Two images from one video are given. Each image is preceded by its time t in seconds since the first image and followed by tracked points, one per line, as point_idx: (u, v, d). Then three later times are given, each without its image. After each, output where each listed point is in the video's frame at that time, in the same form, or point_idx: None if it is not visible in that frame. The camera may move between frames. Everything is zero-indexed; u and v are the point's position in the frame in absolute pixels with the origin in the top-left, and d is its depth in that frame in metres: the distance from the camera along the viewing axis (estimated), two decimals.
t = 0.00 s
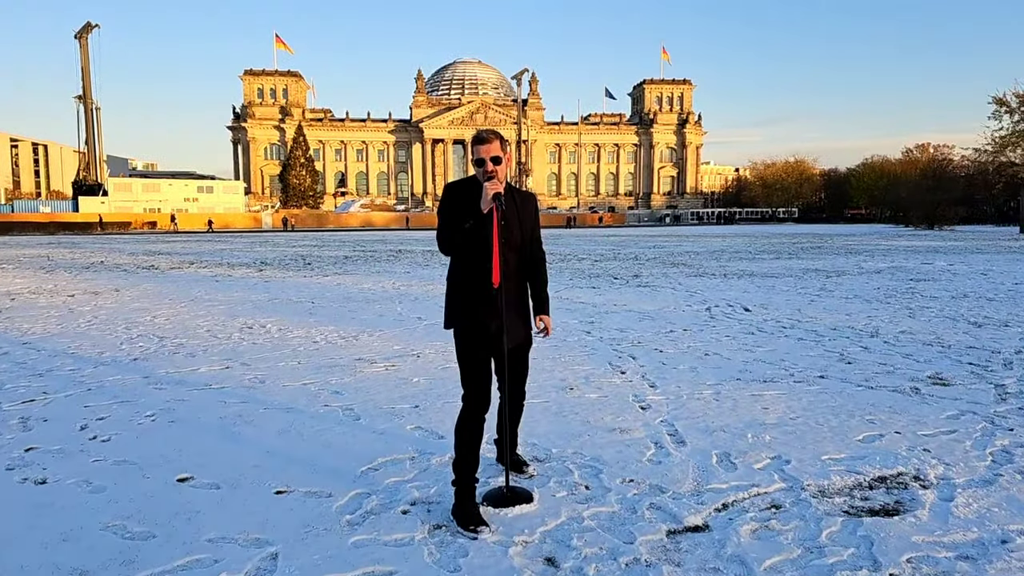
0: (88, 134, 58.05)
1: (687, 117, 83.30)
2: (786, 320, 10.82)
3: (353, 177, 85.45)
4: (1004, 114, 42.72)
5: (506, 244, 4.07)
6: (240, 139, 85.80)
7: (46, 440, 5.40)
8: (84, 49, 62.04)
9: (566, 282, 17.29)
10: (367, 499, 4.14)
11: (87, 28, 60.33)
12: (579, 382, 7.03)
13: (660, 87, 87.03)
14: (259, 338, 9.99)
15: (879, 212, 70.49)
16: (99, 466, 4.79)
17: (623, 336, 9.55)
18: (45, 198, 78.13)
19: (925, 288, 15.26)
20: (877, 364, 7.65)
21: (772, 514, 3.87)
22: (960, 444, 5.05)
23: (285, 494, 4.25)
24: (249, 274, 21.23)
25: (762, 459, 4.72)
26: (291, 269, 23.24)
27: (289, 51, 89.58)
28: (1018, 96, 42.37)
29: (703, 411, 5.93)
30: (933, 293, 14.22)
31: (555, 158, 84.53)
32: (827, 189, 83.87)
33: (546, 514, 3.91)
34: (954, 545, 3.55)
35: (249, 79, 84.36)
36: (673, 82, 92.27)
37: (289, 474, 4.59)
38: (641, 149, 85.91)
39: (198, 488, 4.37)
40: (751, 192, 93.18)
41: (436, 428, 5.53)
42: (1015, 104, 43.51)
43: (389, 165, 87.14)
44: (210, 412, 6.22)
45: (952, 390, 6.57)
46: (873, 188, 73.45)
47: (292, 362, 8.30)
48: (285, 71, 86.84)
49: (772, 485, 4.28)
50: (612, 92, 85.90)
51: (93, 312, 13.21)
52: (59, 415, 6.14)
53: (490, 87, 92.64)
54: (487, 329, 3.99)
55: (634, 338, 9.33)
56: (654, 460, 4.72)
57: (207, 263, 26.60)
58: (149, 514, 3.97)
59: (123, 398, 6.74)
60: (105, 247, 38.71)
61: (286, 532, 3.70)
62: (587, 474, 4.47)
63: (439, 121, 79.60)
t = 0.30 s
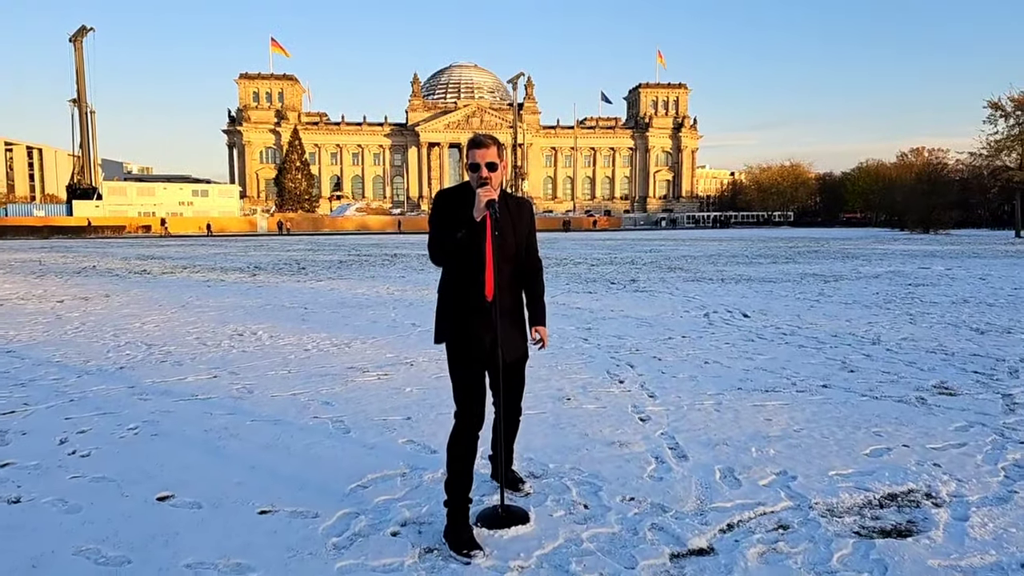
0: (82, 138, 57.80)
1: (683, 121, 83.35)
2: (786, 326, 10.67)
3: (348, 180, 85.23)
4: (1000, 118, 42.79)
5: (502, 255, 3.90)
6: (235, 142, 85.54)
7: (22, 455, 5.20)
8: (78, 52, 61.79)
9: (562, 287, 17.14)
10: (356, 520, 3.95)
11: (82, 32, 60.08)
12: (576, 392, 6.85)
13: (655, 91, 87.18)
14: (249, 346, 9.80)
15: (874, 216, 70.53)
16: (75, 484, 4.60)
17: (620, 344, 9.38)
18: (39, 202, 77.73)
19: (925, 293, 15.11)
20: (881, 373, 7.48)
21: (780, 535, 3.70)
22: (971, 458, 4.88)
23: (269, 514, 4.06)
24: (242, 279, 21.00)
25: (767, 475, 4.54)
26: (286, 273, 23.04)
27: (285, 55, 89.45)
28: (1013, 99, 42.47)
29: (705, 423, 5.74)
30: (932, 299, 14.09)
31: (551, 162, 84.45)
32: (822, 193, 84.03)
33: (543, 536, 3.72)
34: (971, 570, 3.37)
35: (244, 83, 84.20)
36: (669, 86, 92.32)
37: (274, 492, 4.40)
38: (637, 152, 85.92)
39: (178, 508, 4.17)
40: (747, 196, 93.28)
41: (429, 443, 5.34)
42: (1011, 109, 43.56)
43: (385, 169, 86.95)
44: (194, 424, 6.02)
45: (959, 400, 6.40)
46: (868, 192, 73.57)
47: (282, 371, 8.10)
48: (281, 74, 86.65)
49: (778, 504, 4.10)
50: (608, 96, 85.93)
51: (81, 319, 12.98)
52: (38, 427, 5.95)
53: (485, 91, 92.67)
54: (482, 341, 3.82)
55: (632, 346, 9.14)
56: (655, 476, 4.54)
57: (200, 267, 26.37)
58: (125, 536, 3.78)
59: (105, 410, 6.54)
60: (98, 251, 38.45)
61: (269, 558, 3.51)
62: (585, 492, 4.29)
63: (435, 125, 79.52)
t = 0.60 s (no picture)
0: (78, 140, 57.55)
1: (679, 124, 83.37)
2: (786, 329, 10.52)
3: (344, 183, 85.03)
4: (995, 121, 42.66)
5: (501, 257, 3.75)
6: (231, 145, 85.29)
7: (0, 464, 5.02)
8: (74, 55, 61.60)
9: (559, 289, 16.98)
10: (346, 533, 3.78)
11: (78, 34, 59.88)
12: (575, 397, 6.68)
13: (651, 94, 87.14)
14: (241, 349, 9.63)
15: (870, 219, 70.60)
16: (55, 495, 4.42)
17: (619, 347, 9.22)
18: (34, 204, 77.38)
19: (925, 295, 14.99)
20: (885, 377, 7.33)
21: (790, 550, 3.54)
22: (982, 466, 4.74)
23: (256, 527, 3.89)
24: (237, 281, 20.82)
25: (774, 484, 4.39)
26: (280, 276, 22.85)
27: (281, 57, 89.29)
28: (1008, 102, 42.31)
29: (708, 429, 5.58)
30: (933, 302, 13.95)
31: (547, 164, 84.40)
32: (818, 196, 84.03)
33: (542, 552, 3.55)
34: None
35: (240, 85, 83.97)
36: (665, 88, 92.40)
37: (261, 504, 4.22)
38: (633, 155, 85.93)
39: (162, 520, 4.00)
40: (743, 199, 93.20)
41: (423, 450, 5.17)
42: (1005, 112, 43.62)
43: (381, 171, 86.76)
44: (182, 431, 5.85)
45: (967, 406, 6.25)
46: (863, 195, 73.55)
47: (274, 376, 7.92)
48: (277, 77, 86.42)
49: (786, 516, 3.94)
50: (604, 99, 86.14)
51: (71, 322, 12.79)
52: (20, 433, 5.78)
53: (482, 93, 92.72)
54: (480, 346, 3.67)
55: (631, 349, 8.99)
56: (658, 486, 4.38)
57: (194, 269, 26.17)
58: (104, 552, 3.60)
59: (91, 417, 6.35)
60: (92, 254, 38.17)
61: None
62: (585, 503, 4.13)
63: (432, 127, 79.46)
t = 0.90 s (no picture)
0: (77, 148, 57.48)
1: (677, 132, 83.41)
2: (790, 340, 10.34)
3: (343, 191, 84.94)
4: (994, 129, 42.56)
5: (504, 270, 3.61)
6: (230, 153, 85.24)
7: None
8: (74, 63, 61.58)
9: (559, 298, 16.80)
10: (339, 557, 3.60)
11: (78, 42, 59.89)
12: (577, 410, 6.51)
13: (650, 102, 87.24)
14: (236, 360, 9.45)
15: (869, 226, 70.49)
16: (36, 516, 4.24)
17: (621, 358, 9.04)
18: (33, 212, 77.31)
19: (928, 304, 14.81)
20: (894, 390, 7.15)
21: None
22: (1000, 485, 4.56)
23: (245, 551, 3.71)
24: (233, 291, 20.59)
25: (786, 504, 4.21)
26: (278, 284, 22.70)
27: (281, 66, 89.34)
28: (1007, 110, 42.22)
29: (715, 444, 5.41)
30: (937, 311, 13.78)
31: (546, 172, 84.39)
32: (817, 204, 84.00)
33: None
34: None
35: (240, 93, 84.01)
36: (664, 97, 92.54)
37: (251, 526, 4.04)
38: (632, 163, 85.96)
39: (146, 543, 3.83)
40: (741, 207, 93.10)
41: (420, 468, 4.99)
42: (1005, 120, 43.47)
43: (380, 179, 86.68)
44: (171, 446, 5.67)
45: (980, 420, 6.07)
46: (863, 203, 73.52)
47: (268, 388, 7.73)
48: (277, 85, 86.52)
49: (801, 539, 3.76)
50: (604, 108, 86.28)
51: (64, 332, 12.59)
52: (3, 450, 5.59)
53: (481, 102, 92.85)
54: (482, 362, 3.52)
55: (633, 361, 8.80)
56: (665, 506, 4.20)
57: (191, 278, 25.94)
58: None
59: (77, 432, 6.15)
60: (90, 261, 37.97)
61: None
62: (589, 525, 3.95)
63: (431, 136, 79.46)
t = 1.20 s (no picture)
0: (74, 157, 57.34)
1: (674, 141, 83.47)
2: (794, 352, 10.15)
3: (341, 200, 84.83)
4: (991, 139, 42.49)
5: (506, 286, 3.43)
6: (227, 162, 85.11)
7: None
8: (71, 72, 61.54)
9: (557, 308, 16.61)
10: None
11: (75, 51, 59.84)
12: (579, 427, 6.31)
13: (647, 111, 87.40)
14: (228, 373, 9.23)
15: (867, 235, 70.37)
16: (12, 542, 4.04)
17: (622, 371, 8.85)
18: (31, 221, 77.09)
19: (931, 315, 14.66)
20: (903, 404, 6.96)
21: None
22: None
23: None
24: (229, 300, 20.37)
25: (800, 529, 4.02)
26: (273, 294, 22.47)
27: (279, 75, 89.37)
28: (1004, 120, 42.20)
29: (723, 463, 5.21)
30: (941, 322, 13.62)
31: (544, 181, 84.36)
32: (815, 213, 84.02)
33: None
34: None
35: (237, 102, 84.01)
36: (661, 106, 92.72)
37: (236, 553, 3.83)
38: (629, 172, 86.01)
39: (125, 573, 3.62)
40: (739, 216, 93.09)
41: (417, 489, 4.79)
42: (1003, 130, 43.41)
43: (378, 188, 86.61)
44: (157, 466, 5.46)
45: (994, 437, 5.87)
46: (860, 212, 73.51)
47: (260, 402, 7.52)
48: (275, 94, 86.57)
49: (818, 568, 3.56)
50: (601, 117, 86.43)
51: (55, 344, 12.37)
52: None
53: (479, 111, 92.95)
54: (482, 382, 3.34)
55: (635, 374, 8.60)
56: (673, 531, 4.00)
57: (186, 288, 25.71)
58: None
59: (61, 449, 5.94)
60: (84, 271, 37.69)
61: None
62: (594, 551, 3.75)
63: (429, 145, 79.43)
